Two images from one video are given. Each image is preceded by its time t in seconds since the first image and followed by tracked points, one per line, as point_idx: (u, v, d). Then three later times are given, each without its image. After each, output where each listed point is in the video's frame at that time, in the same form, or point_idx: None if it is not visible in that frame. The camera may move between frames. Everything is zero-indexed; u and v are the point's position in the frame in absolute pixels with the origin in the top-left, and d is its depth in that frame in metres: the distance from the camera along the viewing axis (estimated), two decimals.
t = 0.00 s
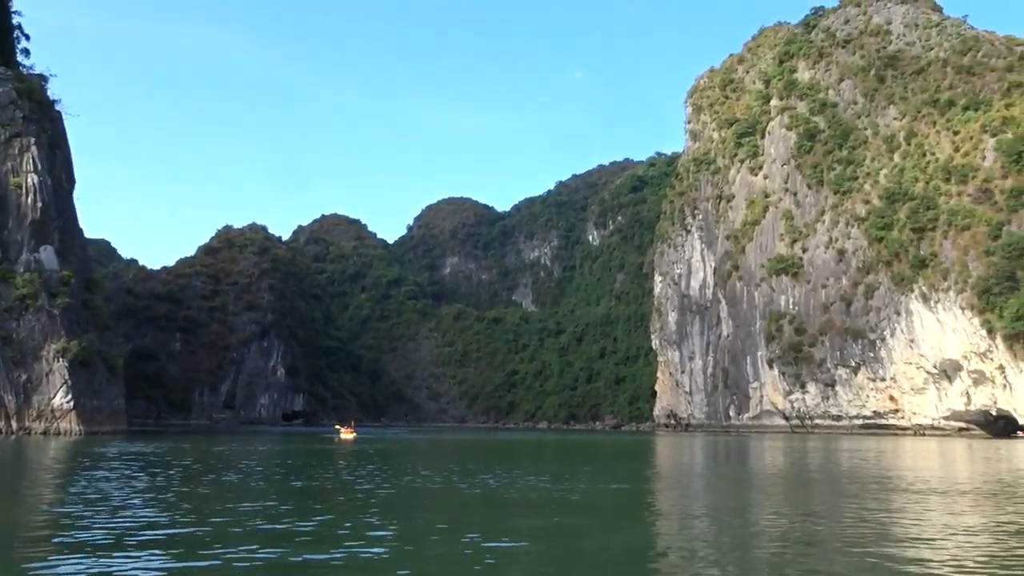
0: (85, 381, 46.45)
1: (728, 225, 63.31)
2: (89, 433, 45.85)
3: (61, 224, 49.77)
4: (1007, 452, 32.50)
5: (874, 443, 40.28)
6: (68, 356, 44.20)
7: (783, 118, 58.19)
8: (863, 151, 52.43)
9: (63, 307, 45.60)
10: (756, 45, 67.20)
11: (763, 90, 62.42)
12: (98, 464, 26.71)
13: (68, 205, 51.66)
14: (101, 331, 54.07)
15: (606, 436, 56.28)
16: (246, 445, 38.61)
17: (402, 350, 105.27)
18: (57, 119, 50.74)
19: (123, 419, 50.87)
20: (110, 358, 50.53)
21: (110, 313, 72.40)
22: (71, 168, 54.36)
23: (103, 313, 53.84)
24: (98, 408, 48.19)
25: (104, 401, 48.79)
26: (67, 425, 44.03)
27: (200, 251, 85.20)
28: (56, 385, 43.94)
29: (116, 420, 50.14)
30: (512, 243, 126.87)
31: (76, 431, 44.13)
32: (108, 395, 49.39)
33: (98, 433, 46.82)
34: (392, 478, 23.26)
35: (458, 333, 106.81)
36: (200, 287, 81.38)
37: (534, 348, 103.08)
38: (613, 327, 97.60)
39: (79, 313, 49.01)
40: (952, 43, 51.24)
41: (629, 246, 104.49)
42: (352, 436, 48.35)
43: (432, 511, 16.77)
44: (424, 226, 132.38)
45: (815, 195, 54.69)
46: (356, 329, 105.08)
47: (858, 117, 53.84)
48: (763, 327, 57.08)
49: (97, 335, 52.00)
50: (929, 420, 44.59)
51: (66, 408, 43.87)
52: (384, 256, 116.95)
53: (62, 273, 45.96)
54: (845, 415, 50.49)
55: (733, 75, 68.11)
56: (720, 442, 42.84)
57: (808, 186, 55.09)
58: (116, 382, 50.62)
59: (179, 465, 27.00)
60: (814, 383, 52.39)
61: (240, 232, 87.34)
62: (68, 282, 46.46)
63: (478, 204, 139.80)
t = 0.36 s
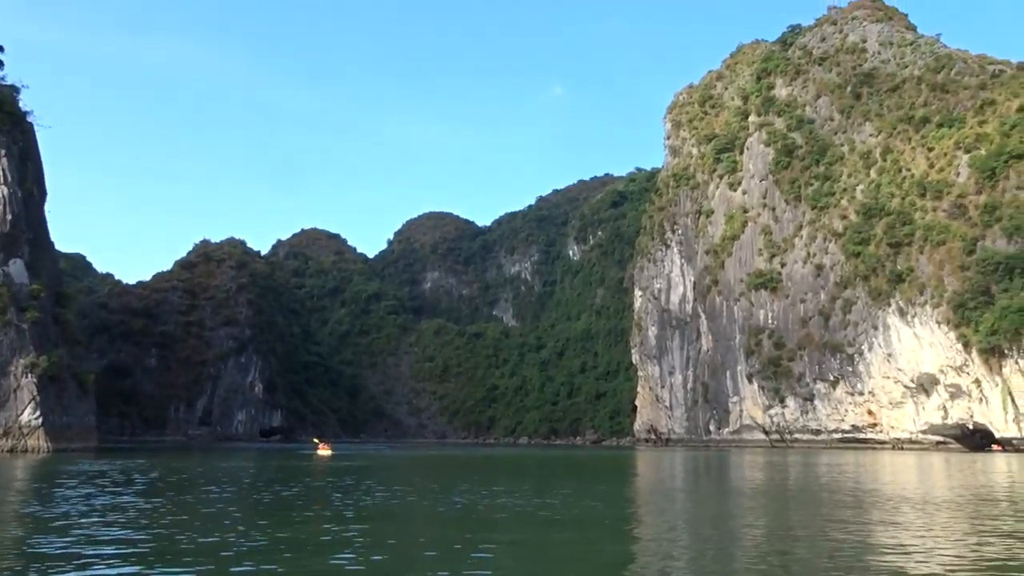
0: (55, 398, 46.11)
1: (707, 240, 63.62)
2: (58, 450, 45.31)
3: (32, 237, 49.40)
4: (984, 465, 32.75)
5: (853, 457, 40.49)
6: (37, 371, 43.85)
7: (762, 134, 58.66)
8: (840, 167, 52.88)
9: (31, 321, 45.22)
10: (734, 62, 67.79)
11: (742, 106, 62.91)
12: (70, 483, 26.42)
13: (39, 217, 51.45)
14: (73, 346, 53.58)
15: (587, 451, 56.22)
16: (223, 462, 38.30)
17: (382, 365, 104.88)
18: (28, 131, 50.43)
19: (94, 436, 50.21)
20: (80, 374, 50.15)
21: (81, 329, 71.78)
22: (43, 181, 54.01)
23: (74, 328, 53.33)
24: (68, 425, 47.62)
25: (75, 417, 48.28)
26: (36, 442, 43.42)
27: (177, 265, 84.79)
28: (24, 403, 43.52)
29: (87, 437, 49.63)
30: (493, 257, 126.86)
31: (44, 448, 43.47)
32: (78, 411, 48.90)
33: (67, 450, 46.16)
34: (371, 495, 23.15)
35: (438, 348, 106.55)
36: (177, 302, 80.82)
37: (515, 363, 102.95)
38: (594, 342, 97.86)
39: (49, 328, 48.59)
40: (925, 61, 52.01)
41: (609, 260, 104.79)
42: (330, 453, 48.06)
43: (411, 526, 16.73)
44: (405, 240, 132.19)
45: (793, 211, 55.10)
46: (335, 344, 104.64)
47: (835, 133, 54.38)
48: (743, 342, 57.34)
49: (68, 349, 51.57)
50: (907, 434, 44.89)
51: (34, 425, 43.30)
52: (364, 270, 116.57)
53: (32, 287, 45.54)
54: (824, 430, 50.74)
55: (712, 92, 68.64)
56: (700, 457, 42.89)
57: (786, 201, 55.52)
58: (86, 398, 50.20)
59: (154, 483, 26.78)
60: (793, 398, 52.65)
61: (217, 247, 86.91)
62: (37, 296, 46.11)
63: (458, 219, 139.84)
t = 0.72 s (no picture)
0: (26, 414, 45.78)
1: (689, 256, 63.90)
2: (27, 467, 45.00)
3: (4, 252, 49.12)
4: (963, 481, 32.95)
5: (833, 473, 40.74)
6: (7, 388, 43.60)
7: (742, 152, 59.11)
8: (820, 185, 53.29)
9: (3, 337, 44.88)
10: (716, 81, 68.36)
11: (723, 124, 63.40)
12: (46, 501, 26.25)
13: (13, 231, 51.19)
14: (45, 362, 53.06)
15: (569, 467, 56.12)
16: (203, 479, 38.07)
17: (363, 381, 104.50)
18: (3, 144, 50.23)
19: (65, 452, 49.80)
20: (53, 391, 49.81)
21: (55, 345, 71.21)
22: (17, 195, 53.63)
23: (46, 343, 52.81)
24: (39, 441, 47.24)
25: (47, 435, 47.87)
26: (5, 460, 43.54)
27: (156, 280, 84.57)
28: None
29: (58, 454, 49.21)
30: (475, 273, 126.83)
31: (14, 467, 43.64)
32: (50, 427, 48.51)
33: (37, 468, 45.80)
34: (352, 512, 23.14)
35: (421, 364, 106.23)
36: (155, 318, 80.44)
37: (497, 379, 102.77)
38: (576, 358, 97.91)
39: (20, 343, 48.23)
40: (903, 81, 52.71)
41: (592, 277, 105.11)
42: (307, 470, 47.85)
43: (391, 544, 16.75)
44: (387, 256, 132.00)
45: (774, 228, 55.46)
46: (316, 360, 104.17)
47: (815, 152, 54.88)
48: (724, 358, 57.53)
49: (40, 364, 51.08)
50: (887, 450, 45.13)
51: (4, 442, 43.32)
52: (346, 286, 116.25)
53: (3, 302, 45.25)
54: (805, 446, 50.92)
55: (694, 109, 69.15)
56: (682, 473, 42.94)
57: (767, 218, 55.91)
58: (58, 414, 49.84)
59: (131, 501, 26.62)
60: (774, 414, 52.87)
61: (198, 262, 86.60)
62: (8, 311, 45.78)
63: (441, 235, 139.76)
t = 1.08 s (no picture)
0: None
1: (669, 274, 64.15)
2: None
3: None
4: (941, 497, 33.14)
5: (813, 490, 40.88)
6: None
7: (721, 170, 59.54)
8: (798, 203, 53.67)
9: None
10: (695, 100, 68.89)
11: (702, 142, 63.86)
12: (20, 522, 25.98)
13: None
14: (14, 379, 52.51)
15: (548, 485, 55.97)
16: (179, 498, 37.68)
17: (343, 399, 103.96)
18: None
19: (32, 472, 49.49)
20: (21, 409, 49.51)
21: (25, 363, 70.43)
22: None
23: (16, 360, 52.26)
24: (4, 460, 46.67)
25: (14, 453, 47.64)
26: None
27: (132, 295, 84.31)
28: None
29: (25, 473, 48.89)
30: (456, 290, 126.67)
31: None
32: (17, 447, 48.25)
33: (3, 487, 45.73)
34: (331, 531, 23.04)
35: (400, 382, 105.73)
36: (131, 334, 80.04)
37: (478, 397, 102.52)
38: (557, 375, 97.87)
39: None
40: (878, 101, 53.34)
41: (573, 294, 105.35)
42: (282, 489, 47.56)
43: (370, 563, 16.72)
44: (368, 273, 131.71)
45: (752, 245, 55.81)
46: (295, 378, 103.52)
47: (793, 170, 55.34)
48: (704, 375, 57.70)
49: (9, 383, 50.55)
50: (866, 467, 45.35)
51: None
52: (326, 302, 115.79)
53: None
54: (785, 463, 51.08)
55: (673, 128, 69.65)
56: (662, 491, 42.94)
57: (746, 236, 56.25)
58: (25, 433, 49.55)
59: (107, 520, 26.39)
60: (754, 431, 53.02)
61: (175, 278, 87.03)
62: None
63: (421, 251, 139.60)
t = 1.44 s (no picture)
0: None
1: (649, 288, 64.33)
2: None
3: None
4: (920, 510, 33.30)
5: (792, 503, 41.06)
6: None
7: (701, 185, 59.89)
8: (777, 218, 53.99)
9: None
10: (675, 115, 69.37)
11: (682, 157, 64.23)
12: None
13: None
14: None
15: (529, 500, 55.81)
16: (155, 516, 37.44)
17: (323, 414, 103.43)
18: None
19: None
20: None
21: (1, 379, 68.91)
22: None
23: None
24: None
25: None
26: None
27: (108, 309, 83.72)
28: None
29: None
30: (436, 304, 126.43)
31: None
32: None
33: None
34: (309, 548, 22.97)
35: (381, 397, 105.18)
36: (107, 349, 79.30)
37: (459, 412, 102.19)
38: (538, 390, 97.83)
39: None
40: (855, 117, 53.86)
41: (554, 308, 105.48)
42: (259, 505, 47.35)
43: None
44: (348, 287, 131.32)
45: (732, 259, 56.09)
46: (274, 393, 102.87)
47: (772, 186, 55.70)
48: (685, 389, 57.86)
49: None
50: (846, 480, 45.55)
51: None
52: (306, 317, 115.30)
53: None
54: (765, 476, 51.22)
55: (653, 143, 70.06)
56: (643, 506, 43.01)
57: (725, 250, 56.55)
58: None
59: (84, 539, 26.23)
60: (735, 445, 53.16)
61: (152, 292, 86.75)
62: None
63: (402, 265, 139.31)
